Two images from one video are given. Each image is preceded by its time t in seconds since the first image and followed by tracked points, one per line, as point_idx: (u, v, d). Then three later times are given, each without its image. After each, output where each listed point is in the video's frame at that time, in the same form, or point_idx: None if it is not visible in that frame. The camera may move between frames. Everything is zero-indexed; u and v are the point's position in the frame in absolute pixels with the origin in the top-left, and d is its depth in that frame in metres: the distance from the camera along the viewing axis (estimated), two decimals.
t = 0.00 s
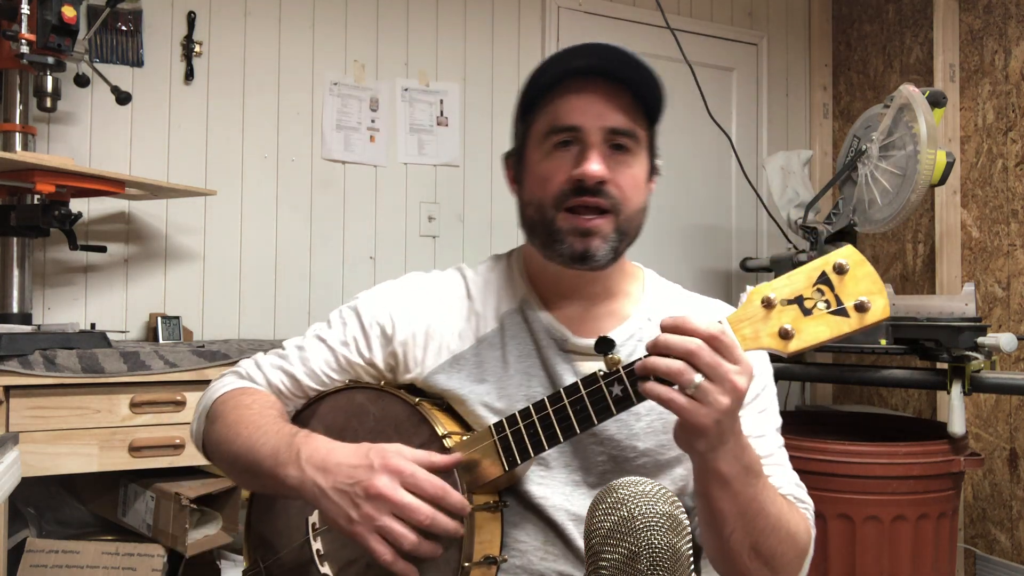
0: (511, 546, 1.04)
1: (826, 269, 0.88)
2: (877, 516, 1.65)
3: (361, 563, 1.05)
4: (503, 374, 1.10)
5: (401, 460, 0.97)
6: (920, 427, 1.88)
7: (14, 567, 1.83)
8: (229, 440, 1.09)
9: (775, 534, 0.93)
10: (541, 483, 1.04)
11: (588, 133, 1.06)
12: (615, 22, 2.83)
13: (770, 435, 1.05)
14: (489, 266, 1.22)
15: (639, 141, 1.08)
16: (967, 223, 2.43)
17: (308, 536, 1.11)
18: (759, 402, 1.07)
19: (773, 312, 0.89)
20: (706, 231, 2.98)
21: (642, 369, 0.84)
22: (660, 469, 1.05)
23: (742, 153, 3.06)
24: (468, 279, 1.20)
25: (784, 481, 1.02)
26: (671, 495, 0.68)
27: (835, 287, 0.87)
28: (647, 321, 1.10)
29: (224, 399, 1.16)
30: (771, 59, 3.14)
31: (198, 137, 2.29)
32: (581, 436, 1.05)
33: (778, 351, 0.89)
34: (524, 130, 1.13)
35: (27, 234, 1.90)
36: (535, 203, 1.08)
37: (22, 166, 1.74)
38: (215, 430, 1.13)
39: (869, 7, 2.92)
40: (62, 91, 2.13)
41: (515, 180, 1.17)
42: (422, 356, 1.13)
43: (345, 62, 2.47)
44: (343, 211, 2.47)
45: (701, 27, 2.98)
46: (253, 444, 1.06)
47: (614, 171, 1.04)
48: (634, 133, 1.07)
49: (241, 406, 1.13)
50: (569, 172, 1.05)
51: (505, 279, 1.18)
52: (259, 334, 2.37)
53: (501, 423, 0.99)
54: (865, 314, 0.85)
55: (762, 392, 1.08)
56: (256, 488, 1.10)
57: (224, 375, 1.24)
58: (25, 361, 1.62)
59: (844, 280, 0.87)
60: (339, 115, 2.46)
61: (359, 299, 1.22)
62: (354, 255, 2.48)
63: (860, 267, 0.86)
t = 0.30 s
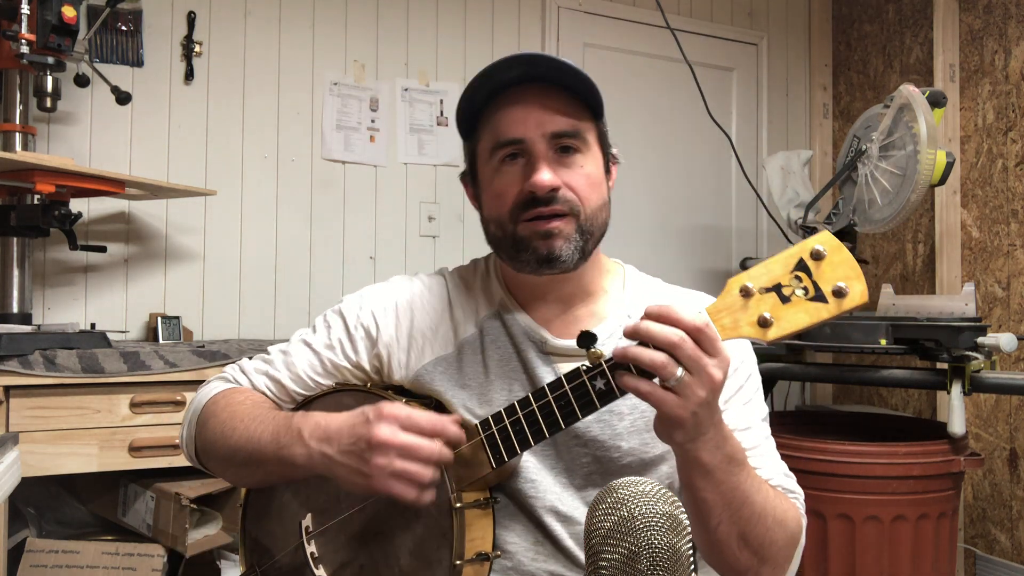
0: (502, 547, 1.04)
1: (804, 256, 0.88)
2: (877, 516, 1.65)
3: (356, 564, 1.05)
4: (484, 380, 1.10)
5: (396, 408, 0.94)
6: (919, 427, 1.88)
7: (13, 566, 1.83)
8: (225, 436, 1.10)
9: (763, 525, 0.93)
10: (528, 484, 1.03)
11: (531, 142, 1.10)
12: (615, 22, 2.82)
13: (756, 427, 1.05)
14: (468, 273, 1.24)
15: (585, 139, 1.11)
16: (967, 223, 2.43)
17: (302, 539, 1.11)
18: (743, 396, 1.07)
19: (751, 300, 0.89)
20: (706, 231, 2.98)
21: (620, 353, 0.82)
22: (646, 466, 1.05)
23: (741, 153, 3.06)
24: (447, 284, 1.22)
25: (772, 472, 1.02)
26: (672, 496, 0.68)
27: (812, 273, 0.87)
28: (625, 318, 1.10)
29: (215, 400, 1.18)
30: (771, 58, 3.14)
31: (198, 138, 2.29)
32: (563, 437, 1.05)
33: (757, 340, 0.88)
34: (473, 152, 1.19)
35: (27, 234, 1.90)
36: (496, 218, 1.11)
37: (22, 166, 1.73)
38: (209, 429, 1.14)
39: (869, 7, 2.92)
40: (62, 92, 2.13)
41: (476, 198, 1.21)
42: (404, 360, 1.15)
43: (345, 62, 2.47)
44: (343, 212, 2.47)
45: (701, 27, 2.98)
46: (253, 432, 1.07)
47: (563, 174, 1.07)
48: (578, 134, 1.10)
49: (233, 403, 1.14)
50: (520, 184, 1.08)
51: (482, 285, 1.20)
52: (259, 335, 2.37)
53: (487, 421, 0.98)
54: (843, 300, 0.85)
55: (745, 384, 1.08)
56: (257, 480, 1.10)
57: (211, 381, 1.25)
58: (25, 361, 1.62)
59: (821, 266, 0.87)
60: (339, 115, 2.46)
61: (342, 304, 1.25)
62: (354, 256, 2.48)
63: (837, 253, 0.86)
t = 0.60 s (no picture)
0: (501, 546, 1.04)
1: (796, 246, 0.91)
2: (877, 516, 1.65)
3: (357, 564, 1.05)
4: (483, 380, 1.10)
5: (404, 417, 0.96)
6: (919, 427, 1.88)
7: (13, 566, 1.83)
8: (231, 441, 1.10)
9: (760, 523, 0.93)
10: (526, 483, 1.04)
11: (532, 142, 1.10)
12: (615, 22, 2.82)
13: (755, 426, 1.05)
14: (466, 274, 1.25)
15: (585, 140, 1.11)
16: (967, 223, 2.43)
17: (303, 539, 1.11)
18: (741, 394, 1.07)
19: (743, 291, 0.91)
20: (706, 231, 2.98)
21: (632, 339, 0.80)
22: (646, 465, 1.05)
23: (741, 153, 3.06)
24: (446, 285, 1.22)
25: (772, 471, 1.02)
26: (672, 496, 0.68)
27: (804, 263, 0.90)
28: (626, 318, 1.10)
29: (219, 404, 1.17)
30: (771, 59, 3.14)
31: (198, 138, 2.29)
32: (561, 436, 1.05)
33: (750, 331, 0.91)
34: (473, 150, 1.19)
35: (27, 234, 1.90)
36: (495, 218, 1.12)
37: (22, 166, 1.73)
38: (214, 434, 1.13)
39: (869, 7, 2.92)
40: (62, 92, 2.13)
41: (475, 196, 1.21)
42: (403, 361, 1.15)
43: (345, 62, 2.47)
44: (343, 212, 2.47)
45: (701, 27, 2.98)
46: (262, 439, 1.07)
47: (563, 176, 1.07)
48: (579, 135, 1.10)
49: (237, 408, 1.14)
50: (520, 185, 1.08)
51: (480, 285, 1.20)
52: (259, 335, 2.37)
53: (483, 417, 0.99)
54: (835, 289, 0.87)
55: (743, 381, 1.08)
56: (263, 486, 1.10)
57: (211, 386, 1.24)
58: (25, 361, 1.62)
59: (813, 255, 0.90)
60: (339, 115, 2.46)
61: (342, 305, 1.25)
62: (354, 256, 2.48)
63: (828, 243, 0.90)
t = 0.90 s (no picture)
0: (505, 547, 1.04)
1: (805, 252, 0.92)
2: (877, 516, 1.65)
3: (358, 564, 1.05)
4: (488, 380, 1.10)
5: (409, 451, 0.96)
6: (919, 427, 1.88)
7: (13, 566, 1.83)
8: (233, 450, 1.09)
9: (764, 526, 0.93)
10: (531, 484, 1.03)
11: (543, 143, 1.10)
12: (615, 22, 2.82)
13: (758, 429, 1.05)
14: (470, 272, 1.24)
15: (595, 141, 1.11)
16: (967, 223, 2.43)
17: (306, 538, 1.11)
18: (746, 397, 1.07)
19: (752, 296, 0.92)
20: (706, 231, 2.98)
21: (653, 345, 0.79)
22: (650, 467, 1.05)
23: (741, 153, 3.06)
24: (451, 285, 1.22)
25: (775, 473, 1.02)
26: (672, 496, 0.68)
27: (814, 270, 0.91)
28: (631, 320, 1.10)
29: (220, 409, 1.16)
30: (771, 59, 3.14)
31: (198, 138, 2.29)
32: (566, 437, 1.05)
33: (759, 336, 0.91)
34: (483, 148, 1.18)
35: (27, 234, 1.90)
36: (503, 217, 1.11)
37: (22, 166, 1.73)
38: (215, 442, 1.12)
39: (869, 7, 2.92)
40: (62, 92, 2.13)
41: (483, 195, 1.21)
42: (408, 360, 1.14)
43: (345, 62, 2.47)
44: (343, 212, 2.47)
45: (701, 27, 2.98)
46: (263, 453, 1.06)
47: (573, 177, 1.07)
48: (590, 136, 1.10)
49: (239, 416, 1.12)
50: (530, 185, 1.08)
51: (485, 284, 1.20)
52: (259, 335, 2.37)
53: (490, 419, 1.00)
54: (844, 296, 0.88)
55: (748, 385, 1.08)
56: (264, 496, 1.10)
57: (213, 387, 1.23)
58: (25, 361, 1.62)
59: (823, 262, 0.90)
60: (339, 115, 2.46)
61: (346, 303, 1.24)
62: (354, 255, 2.48)
63: (838, 250, 0.90)
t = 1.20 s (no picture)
0: (508, 548, 1.04)
1: (819, 262, 0.89)
2: (877, 516, 1.65)
3: (361, 564, 1.05)
4: (495, 379, 1.10)
5: (414, 459, 0.95)
6: (920, 427, 1.88)
7: (13, 566, 1.83)
8: (237, 452, 1.09)
9: (770, 530, 0.93)
10: (536, 485, 1.04)
11: (553, 143, 1.10)
12: (615, 22, 2.82)
13: (763, 433, 1.05)
14: (476, 272, 1.24)
15: (605, 142, 1.11)
16: (967, 223, 2.43)
17: (308, 537, 1.11)
18: (751, 400, 1.07)
19: (766, 305, 0.90)
20: (706, 231, 2.98)
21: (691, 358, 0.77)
22: (655, 468, 1.05)
23: (741, 152, 3.06)
24: (457, 284, 1.21)
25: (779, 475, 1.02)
26: (672, 495, 0.68)
27: (828, 279, 0.87)
28: (636, 321, 1.10)
29: (223, 409, 1.15)
30: (771, 59, 3.14)
31: (198, 138, 2.29)
32: (573, 439, 1.05)
33: (771, 346, 0.89)
34: (492, 147, 1.18)
35: (27, 235, 1.90)
36: (512, 216, 1.11)
37: (22, 166, 1.73)
38: (217, 442, 1.12)
39: (869, 7, 2.92)
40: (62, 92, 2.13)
41: (491, 194, 1.20)
42: (415, 360, 1.14)
43: (345, 62, 2.47)
44: (343, 212, 2.47)
45: (701, 27, 2.98)
46: (266, 456, 1.06)
47: (582, 177, 1.07)
48: (600, 137, 1.10)
49: (243, 417, 1.12)
50: (540, 184, 1.08)
51: (491, 284, 1.21)
52: (259, 335, 2.37)
53: (499, 422, 1.00)
54: (858, 307, 0.85)
55: (753, 389, 1.08)
56: (267, 497, 1.10)
57: (217, 386, 1.22)
58: (25, 361, 1.62)
59: (837, 273, 0.87)
60: (339, 115, 2.46)
61: (351, 301, 1.24)
62: (354, 255, 2.48)
63: (853, 260, 0.87)
